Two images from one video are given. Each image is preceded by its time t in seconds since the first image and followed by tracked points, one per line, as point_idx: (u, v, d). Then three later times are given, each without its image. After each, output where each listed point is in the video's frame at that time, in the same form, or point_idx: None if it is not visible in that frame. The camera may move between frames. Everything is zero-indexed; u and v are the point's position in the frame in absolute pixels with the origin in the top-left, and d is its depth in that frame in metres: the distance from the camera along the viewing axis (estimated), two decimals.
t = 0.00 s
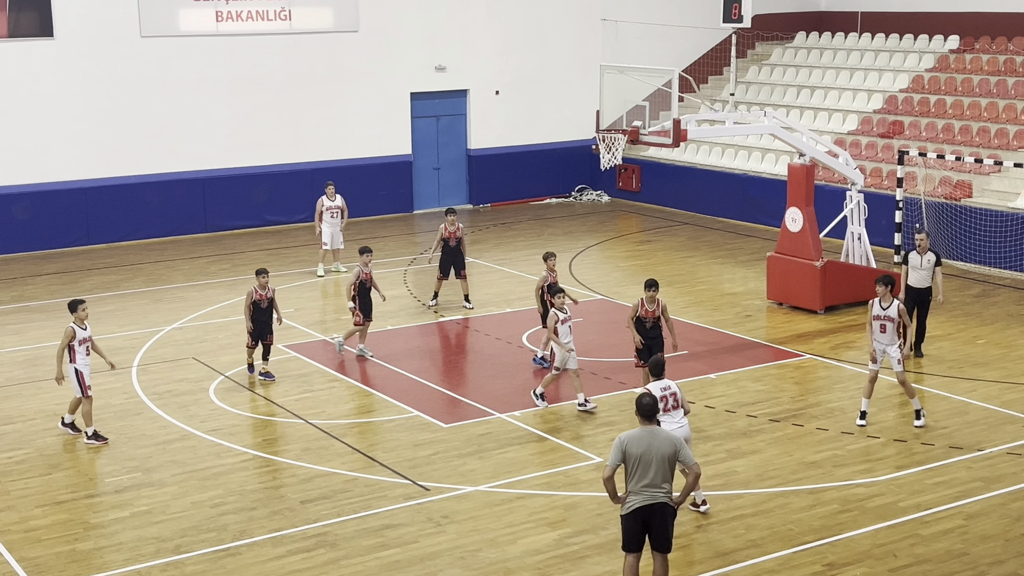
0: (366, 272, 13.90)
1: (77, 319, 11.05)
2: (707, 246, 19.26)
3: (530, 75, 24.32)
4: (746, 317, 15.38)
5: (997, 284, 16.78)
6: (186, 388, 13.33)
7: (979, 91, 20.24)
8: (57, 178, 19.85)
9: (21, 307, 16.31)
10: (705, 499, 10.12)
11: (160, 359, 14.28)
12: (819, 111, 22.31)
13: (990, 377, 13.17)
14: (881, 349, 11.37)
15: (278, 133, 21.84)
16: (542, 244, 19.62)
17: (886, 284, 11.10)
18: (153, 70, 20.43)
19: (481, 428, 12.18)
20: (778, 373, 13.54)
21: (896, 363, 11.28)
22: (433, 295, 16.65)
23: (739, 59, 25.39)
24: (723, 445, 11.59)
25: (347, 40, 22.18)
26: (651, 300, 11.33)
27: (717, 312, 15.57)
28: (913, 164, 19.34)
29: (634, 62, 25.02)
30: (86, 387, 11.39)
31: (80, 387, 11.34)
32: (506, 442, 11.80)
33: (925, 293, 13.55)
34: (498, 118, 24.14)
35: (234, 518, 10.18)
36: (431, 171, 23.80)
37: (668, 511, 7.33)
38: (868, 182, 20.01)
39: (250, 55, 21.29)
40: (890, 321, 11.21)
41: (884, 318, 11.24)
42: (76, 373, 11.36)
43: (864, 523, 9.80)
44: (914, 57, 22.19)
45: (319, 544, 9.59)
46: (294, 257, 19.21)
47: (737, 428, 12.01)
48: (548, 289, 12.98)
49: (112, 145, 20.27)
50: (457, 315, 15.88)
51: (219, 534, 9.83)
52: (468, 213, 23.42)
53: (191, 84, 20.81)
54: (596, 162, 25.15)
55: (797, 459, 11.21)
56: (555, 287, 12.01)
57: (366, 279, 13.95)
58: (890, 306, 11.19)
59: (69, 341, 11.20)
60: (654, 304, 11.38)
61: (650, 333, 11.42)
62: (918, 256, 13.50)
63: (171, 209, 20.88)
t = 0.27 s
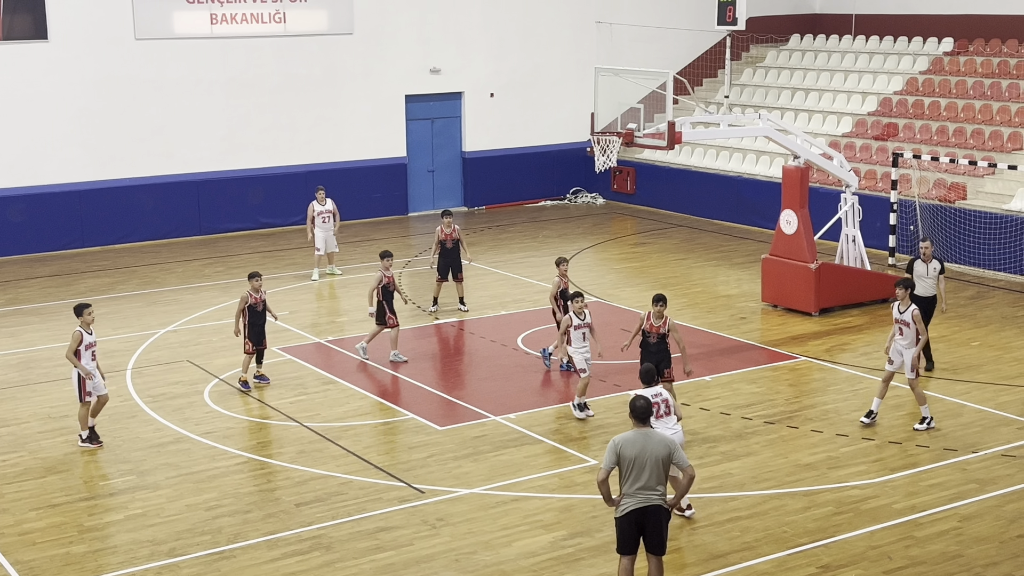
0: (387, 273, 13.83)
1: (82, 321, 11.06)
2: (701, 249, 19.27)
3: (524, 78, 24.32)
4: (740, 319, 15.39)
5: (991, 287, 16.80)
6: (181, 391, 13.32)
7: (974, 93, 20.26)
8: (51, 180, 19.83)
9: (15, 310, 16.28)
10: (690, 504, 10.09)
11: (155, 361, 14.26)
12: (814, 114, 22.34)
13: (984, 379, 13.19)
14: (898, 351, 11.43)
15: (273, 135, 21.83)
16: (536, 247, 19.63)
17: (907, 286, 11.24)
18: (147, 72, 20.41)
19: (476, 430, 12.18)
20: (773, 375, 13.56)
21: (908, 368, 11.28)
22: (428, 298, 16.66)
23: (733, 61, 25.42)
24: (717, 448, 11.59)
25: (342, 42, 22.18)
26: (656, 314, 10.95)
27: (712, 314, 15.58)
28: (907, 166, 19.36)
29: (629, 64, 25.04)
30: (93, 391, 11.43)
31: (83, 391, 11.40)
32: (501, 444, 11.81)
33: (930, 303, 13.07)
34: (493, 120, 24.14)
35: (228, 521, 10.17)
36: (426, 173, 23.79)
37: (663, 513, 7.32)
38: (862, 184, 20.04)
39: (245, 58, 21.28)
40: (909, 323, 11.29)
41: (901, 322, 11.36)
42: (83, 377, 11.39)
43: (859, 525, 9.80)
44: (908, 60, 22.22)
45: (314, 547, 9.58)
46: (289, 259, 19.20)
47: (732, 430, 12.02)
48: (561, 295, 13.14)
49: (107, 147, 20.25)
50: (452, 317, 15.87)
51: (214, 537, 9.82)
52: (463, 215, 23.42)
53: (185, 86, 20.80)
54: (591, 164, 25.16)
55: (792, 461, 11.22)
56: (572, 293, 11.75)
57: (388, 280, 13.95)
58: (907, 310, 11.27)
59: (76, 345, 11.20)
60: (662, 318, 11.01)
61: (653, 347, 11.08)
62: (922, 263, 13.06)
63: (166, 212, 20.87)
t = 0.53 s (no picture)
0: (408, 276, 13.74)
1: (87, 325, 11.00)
2: (694, 252, 19.29)
3: (517, 81, 24.33)
4: (733, 322, 15.40)
5: (983, 289, 16.85)
6: (173, 395, 13.30)
7: (965, 97, 20.30)
8: (43, 184, 19.79)
9: (7, 314, 16.25)
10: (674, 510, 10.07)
11: (146, 366, 14.23)
12: (806, 117, 22.37)
13: (976, 382, 13.21)
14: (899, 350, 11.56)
15: (265, 139, 21.81)
16: (529, 250, 19.63)
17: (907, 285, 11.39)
18: (139, 76, 20.39)
19: (469, 434, 12.17)
20: (765, 379, 13.57)
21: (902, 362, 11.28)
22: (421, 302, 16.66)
23: (725, 65, 25.48)
24: (710, 451, 11.60)
25: (334, 45, 22.17)
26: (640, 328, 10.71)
27: (705, 318, 15.58)
28: (899, 169, 19.43)
29: (621, 68, 25.06)
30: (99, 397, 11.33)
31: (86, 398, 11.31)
32: (493, 448, 11.80)
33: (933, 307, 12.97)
34: (486, 124, 24.15)
35: (220, 525, 10.15)
36: (419, 177, 23.79)
37: (655, 517, 7.31)
38: (854, 187, 20.07)
39: (237, 62, 21.27)
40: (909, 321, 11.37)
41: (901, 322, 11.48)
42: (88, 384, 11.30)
43: (852, 528, 9.81)
44: (900, 63, 22.27)
45: (306, 551, 9.57)
46: (282, 263, 19.19)
47: (724, 434, 12.03)
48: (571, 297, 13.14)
49: (99, 151, 20.22)
50: (445, 321, 15.86)
51: (206, 542, 9.80)
52: (455, 219, 23.42)
53: (177, 90, 20.78)
54: (584, 167, 25.18)
55: (785, 465, 11.23)
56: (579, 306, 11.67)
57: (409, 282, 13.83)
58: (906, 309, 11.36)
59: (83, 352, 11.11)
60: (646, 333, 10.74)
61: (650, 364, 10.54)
62: (924, 267, 12.84)
63: (158, 216, 20.84)
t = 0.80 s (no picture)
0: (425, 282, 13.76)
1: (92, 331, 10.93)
2: (684, 257, 19.31)
3: (507, 87, 24.35)
4: (723, 327, 15.42)
5: (972, 294, 16.89)
6: (162, 401, 13.27)
7: (954, 102, 20.36)
8: (32, 189, 19.75)
9: None
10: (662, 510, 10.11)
11: (136, 371, 14.20)
12: (795, 122, 22.42)
13: (965, 387, 13.24)
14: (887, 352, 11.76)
15: (255, 144, 21.79)
16: (519, 255, 19.63)
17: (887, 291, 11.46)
18: (129, 81, 20.37)
19: (459, 439, 12.16)
20: (755, 383, 13.58)
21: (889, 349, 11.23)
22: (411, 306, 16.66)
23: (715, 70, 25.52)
24: (700, 455, 11.61)
25: (324, 51, 22.18)
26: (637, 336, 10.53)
27: (694, 323, 15.60)
28: (890, 175, 19.53)
29: (611, 73, 25.09)
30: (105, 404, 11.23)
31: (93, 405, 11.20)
32: (484, 453, 11.79)
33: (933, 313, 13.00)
34: (476, 129, 24.16)
35: (210, 531, 10.13)
36: (409, 182, 23.78)
37: (644, 522, 7.32)
38: (844, 192, 20.12)
39: (227, 67, 21.25)
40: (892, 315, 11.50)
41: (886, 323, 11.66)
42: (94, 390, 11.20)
43: (842, 532, 9.82)
44: (889, 69, 22.34)
45: (296, 557, 9.55)
46: (272, 268, 19.17)
47: (715, 438, 12.03)
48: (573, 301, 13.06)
49: (88, 156, 20.18)
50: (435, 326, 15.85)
51: (196, 548, 9.78)
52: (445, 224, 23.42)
53: (167, 95, 20.76)
54: (574, 172, 25.20)
55: (775, 469, 11.24)
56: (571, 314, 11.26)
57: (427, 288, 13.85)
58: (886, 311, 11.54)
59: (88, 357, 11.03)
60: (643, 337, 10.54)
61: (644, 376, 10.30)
62: (923, 274, 12.88)
63: (147, 221, 20.80)
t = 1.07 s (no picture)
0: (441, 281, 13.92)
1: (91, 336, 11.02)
2: (676, 260, 19.33)
3: (498, 90, 24.35)
4: (714, 330, 15.43)
5: (963, 297, 16.92)
6: (153, 405, 13.24)
7: (945, 106, 20.41)
8: (22, 193, 19.72)
9: None
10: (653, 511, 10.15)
11: (127, 375, 14.18)
12: (786, 126, 22.45)
13: (956, 390, 13.26)
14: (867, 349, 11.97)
15: (246, 148, 21.77)
16: (511, 259, 19.64)
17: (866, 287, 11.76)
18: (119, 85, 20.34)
19: (450, 443, 12.15)
20: (747, 386, 13.59)
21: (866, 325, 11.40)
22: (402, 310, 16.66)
23: (706, 73, 25.55)
24: (692, 459, 11.61)
25: (315, 54, 22.17)
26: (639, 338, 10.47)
27: (686, 326, 15.61)
28: (879, 178, 19.56)
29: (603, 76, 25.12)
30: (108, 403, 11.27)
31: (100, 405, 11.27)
32: (475, 457, 11.78)
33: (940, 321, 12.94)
34: (467, 132, 24.16)
35: (201, 535, 10.11)
36: (400, 185, 23.77)
37: (634, 526, 7.31)
38: (835, 196, 20.16)
39: (218, 71, 21.24)
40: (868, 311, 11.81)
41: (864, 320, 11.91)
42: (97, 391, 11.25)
43: (833, 535, 9.83)
44: (879, 72, 22.40)
45: (288, 561, 9.54)
46: (263, 272, 19.16)
47: (706, 441, 12.05)
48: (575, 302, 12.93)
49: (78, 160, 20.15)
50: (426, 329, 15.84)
51: (187, 552, 9.76)
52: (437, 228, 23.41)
53: (158, 98, 20.73)
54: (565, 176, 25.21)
55: (766, 472, 11.24)
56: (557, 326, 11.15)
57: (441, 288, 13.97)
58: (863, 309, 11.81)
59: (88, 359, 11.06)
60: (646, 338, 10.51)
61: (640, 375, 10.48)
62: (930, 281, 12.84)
63: (138, 225, 20.77)
